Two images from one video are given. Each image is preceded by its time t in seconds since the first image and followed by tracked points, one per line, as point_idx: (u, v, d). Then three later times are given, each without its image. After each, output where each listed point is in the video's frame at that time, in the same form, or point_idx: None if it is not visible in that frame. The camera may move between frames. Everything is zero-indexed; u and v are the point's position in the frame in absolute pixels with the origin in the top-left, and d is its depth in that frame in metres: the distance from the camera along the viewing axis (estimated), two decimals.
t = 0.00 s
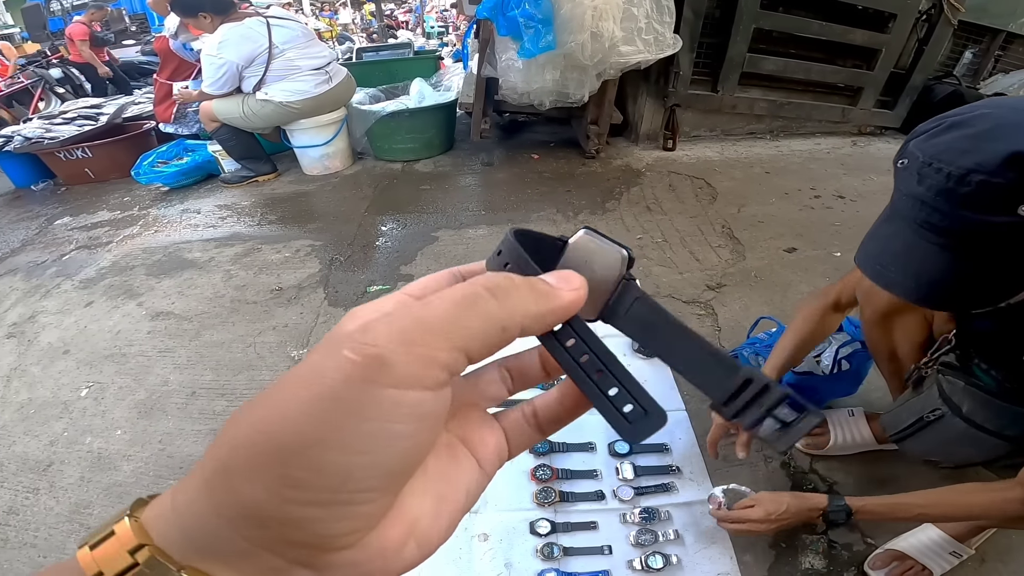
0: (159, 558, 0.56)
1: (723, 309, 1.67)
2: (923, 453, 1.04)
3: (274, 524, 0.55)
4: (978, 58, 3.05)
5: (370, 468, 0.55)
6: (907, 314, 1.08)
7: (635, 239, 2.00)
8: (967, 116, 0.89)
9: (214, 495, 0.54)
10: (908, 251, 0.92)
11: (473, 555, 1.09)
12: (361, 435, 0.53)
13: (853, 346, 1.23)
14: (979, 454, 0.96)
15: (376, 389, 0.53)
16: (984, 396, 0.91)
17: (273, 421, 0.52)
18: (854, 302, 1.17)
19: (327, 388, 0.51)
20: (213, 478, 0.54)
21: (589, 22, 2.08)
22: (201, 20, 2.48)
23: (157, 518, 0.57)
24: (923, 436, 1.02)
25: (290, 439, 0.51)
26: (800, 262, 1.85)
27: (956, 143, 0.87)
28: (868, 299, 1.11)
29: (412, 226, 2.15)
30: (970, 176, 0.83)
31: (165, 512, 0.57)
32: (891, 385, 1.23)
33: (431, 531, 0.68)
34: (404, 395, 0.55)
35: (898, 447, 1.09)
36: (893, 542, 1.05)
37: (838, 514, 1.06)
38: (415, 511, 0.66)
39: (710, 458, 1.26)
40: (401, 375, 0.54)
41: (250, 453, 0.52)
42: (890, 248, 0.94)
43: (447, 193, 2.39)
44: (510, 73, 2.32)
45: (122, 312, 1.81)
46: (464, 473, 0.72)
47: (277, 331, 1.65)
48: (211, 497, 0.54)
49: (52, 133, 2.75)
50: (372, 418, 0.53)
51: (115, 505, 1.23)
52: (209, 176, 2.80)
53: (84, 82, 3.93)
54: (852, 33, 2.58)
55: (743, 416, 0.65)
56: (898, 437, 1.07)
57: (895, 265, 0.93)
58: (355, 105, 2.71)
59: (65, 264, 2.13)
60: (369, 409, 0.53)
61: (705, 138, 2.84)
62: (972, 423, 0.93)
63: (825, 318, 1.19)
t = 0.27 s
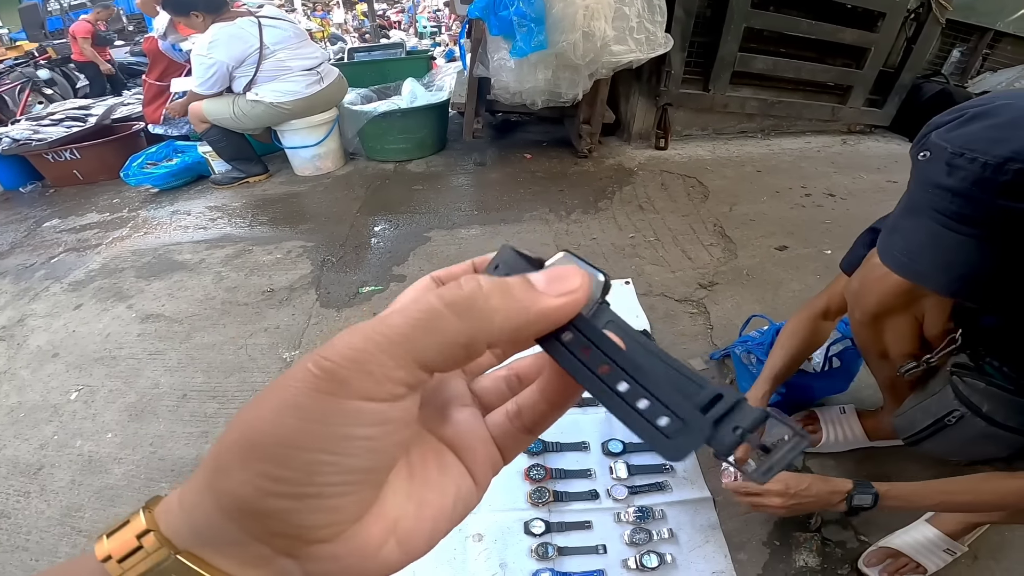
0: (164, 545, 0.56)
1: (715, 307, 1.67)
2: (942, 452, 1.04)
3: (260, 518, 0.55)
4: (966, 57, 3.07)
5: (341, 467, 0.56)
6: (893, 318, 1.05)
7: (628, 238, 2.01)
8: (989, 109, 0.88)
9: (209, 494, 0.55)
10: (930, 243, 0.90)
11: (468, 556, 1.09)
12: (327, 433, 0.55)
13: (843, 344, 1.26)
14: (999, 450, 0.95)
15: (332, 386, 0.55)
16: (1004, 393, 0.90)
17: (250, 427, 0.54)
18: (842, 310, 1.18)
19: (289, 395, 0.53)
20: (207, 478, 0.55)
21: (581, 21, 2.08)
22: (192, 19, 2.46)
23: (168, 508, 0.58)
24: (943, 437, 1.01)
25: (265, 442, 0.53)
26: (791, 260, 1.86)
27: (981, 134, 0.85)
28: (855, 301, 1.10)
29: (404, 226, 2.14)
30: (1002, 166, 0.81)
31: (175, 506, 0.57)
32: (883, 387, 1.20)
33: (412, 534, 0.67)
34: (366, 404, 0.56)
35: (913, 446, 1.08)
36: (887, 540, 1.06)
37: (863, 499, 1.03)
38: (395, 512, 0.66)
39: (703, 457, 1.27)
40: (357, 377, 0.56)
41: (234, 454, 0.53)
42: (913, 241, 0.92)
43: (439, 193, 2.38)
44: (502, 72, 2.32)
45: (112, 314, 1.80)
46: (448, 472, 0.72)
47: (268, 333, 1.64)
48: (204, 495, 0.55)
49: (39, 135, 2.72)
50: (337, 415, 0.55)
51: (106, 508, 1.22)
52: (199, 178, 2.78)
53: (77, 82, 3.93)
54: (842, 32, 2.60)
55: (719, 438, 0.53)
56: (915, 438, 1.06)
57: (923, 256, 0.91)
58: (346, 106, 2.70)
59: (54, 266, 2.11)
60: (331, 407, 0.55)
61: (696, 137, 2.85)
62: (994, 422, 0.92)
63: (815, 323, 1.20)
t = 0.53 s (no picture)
0: (148, 543, 0.56)
1: (710, 305, 1.68)
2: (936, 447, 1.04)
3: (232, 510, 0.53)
4: (957, 54, 3.09)
5: (298, 448, 0.53)
6: (874, 317, 1.08)
7: (622, 237, 2.01)
8: (961, 100, 0.87)
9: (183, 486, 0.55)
10: (917, 236, 0.90)
11: (464, 557, 1.09)
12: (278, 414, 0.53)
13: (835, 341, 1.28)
14: (993, 442, 0.96)
15: (278, 363, 0.53)
16: (994, 382, 0.91)
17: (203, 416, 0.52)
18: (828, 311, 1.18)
19: (233, 374, 0.52)
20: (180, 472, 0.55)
21: (574, 21, 2.08)
22: (187, 17, 2.45)
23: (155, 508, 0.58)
24: (934, 431, 1.01)
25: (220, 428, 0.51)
26: (785, 258, 1.87)
27: (955, 126, 0.85)
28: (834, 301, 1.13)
29: (398, 227, 2.14)
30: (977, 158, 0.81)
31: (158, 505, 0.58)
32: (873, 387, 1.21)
33: (391, 525, 0.61)
34: (291, 370, 0.54)
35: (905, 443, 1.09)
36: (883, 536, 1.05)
37: (847, 502, 1.01)
38: (371, 503, 0.60)
39: (699, 455, 1.27)
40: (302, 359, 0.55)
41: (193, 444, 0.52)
42: (899, 235, 0.93)
43: (433, 193, 2.38)
44: (496, 72, 2.31)
45: (104, 317, 1.78)
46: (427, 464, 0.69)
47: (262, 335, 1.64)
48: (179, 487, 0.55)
49: (30, 138, 2.70)
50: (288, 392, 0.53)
51: (102, 511, 1.21)
52: (191, 180, 2.76)
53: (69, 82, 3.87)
54: (833, 30, 2.61)
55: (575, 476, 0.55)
56: (907, 434, 1.07)
57: (910, 251, 0.91)
58: (339, 106, 2.69)
59: (45, 270, 2.10)
60: (277, 386, 0.53)
61: (690, 136, 2.86)
62: (984, 413, 0.93)
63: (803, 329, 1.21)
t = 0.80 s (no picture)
0: (167, 546, 0.57)
1: (711, 304, 1.68)
2: (934, 447, 1.03)
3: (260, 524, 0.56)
4: (958, 53, 3.08)
5: (336, 475, 0.57)
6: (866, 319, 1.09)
7: (624, 236, 2.01)
8: (916, 93, 0.85)
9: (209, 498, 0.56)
10: (880, 228, 0.89)
11: (466, 557, 1.09)
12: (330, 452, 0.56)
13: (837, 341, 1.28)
14: (991, 441, 0.94)
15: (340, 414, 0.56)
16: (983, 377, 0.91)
17: (245, 436, 0.54)
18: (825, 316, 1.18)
19: (292, 412, 0.54)
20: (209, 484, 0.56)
21: (574, 20, 2.08)
22: (182, 25, 2.51)
23: (171, 508, 0.58)
24: (931, 429, 1.01)
25: (269, 453, 0.54)
26: (786, 257, 1.86)
27: (913, 118, 0.82)
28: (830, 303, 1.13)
29: (399, 227, 2.14)
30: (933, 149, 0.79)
31: (176, 507, 0.58)
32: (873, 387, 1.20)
33: (401, 532, 0.68)
34: (358, 424, 0.56)
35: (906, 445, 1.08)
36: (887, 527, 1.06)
37: (840, 555, 0.95)
38: (386, 514, 0.66)
39: (701, 455, 1.27)
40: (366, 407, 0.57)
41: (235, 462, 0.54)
42: (864, 229, 0.91)
43: (434, 194, 2.38)
44: (496, 72, 2.31)
45: (107, 319, 1.79)
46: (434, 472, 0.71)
47: (264, 336, 1.64)
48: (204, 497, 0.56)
49: (32, 139, 2.71)
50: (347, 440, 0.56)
51: (105, 512, 1.22)
52: (193, 181, 2.77)
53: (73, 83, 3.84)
54: (834, 29, 2.61)
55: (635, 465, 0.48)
56: (904, 436, 1.06)
57: (873, 244, 0.89)
58: (340, 107, 2.69)
59: (48, 271, 2.10)
60: (332, 429, 0.55)
61: (691, 136, 2.86)
62: (978, 409, 0.92)
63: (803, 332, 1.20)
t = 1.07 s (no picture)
0: (161, 545, 0.56)
1: (709, 301, 1.68)
2: (907, 440, 1.05)
3: (266, 507, 0.56)
4: (958, 52, 3.07)
5: (348, 453, 0.58)
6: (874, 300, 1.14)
7: (622, 233, 2.01)
8: (893, 102, 0.87)
9: (215, 482, 0.56)
10: (845, 230, 0.93)
11: (463, 554, 1.09)
12: (343, 422, 0.58)
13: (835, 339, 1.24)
14: (963, 439, 0.96)
15: (354, 381, 0.59)
16: (960, 378, 0.92)
17: (258, 410, 0.56)
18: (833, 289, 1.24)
19: (308, 380, 0.57)
20: (215, 468, 0.56)
21: (573, 17, 2.07)
22: (171, 34, 2.53)
23: (165, 508, 0.58)
24: (905, 422, 1.03)
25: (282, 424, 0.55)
26: (785, 254, 1.86)
27: (881, 130, 0.85)
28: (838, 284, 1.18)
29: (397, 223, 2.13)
30: (891, 161, 0.82)
31: (175, 504, 0.57)
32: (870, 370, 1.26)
33: (400, 526, 0.67)
34: (370, 387, 0.60)
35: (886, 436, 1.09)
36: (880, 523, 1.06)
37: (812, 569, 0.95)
38: (387, 505, 0.66)
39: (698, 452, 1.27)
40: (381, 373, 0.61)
41: (246, 439, 0.55)
42: (833, 229, 0.95)
43: (432, 190, 2.38)
44: (495, 68, 2.30)
45: (103, 314, 1.78)
46: (425, 470, 0.72)
47: (261, 332, 1.63)
48: (209, 482, 0.56)
49: (28, 135, 2.69)
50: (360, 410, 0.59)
51: (100, 509, 1.21)
52: (190, 177, 2.76)
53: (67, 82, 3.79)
54: (833, 27, 2.60)
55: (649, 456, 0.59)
56: (885, 426, 1.08)
57: (840, 243, 0.93)
58: (337, 103, 2.68)
59: (44, 268, 2.09)
60: (347, 398, 0.58)
61: (690, 133, 2.85)
62: (952, 408, 0.93)
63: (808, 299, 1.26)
